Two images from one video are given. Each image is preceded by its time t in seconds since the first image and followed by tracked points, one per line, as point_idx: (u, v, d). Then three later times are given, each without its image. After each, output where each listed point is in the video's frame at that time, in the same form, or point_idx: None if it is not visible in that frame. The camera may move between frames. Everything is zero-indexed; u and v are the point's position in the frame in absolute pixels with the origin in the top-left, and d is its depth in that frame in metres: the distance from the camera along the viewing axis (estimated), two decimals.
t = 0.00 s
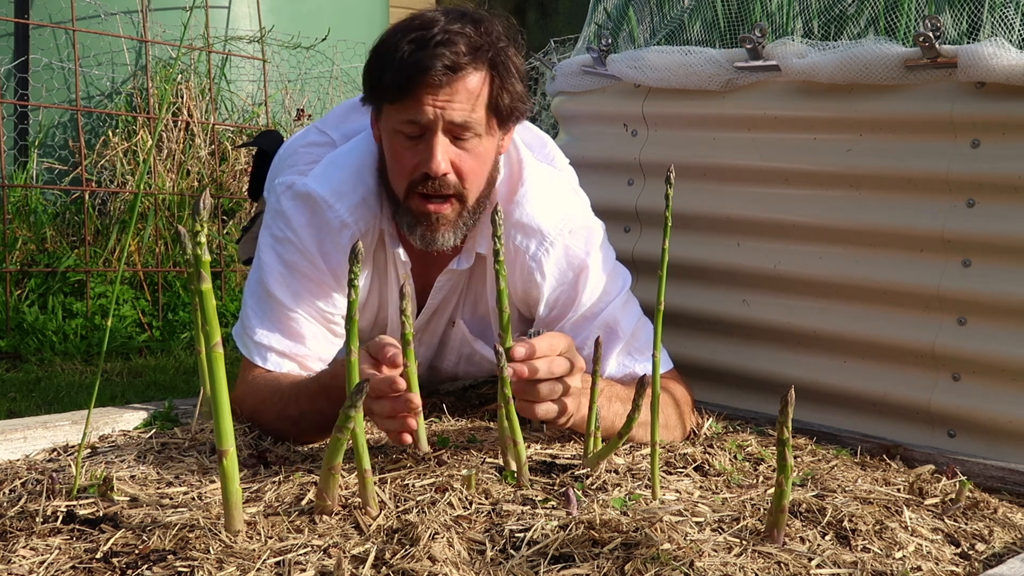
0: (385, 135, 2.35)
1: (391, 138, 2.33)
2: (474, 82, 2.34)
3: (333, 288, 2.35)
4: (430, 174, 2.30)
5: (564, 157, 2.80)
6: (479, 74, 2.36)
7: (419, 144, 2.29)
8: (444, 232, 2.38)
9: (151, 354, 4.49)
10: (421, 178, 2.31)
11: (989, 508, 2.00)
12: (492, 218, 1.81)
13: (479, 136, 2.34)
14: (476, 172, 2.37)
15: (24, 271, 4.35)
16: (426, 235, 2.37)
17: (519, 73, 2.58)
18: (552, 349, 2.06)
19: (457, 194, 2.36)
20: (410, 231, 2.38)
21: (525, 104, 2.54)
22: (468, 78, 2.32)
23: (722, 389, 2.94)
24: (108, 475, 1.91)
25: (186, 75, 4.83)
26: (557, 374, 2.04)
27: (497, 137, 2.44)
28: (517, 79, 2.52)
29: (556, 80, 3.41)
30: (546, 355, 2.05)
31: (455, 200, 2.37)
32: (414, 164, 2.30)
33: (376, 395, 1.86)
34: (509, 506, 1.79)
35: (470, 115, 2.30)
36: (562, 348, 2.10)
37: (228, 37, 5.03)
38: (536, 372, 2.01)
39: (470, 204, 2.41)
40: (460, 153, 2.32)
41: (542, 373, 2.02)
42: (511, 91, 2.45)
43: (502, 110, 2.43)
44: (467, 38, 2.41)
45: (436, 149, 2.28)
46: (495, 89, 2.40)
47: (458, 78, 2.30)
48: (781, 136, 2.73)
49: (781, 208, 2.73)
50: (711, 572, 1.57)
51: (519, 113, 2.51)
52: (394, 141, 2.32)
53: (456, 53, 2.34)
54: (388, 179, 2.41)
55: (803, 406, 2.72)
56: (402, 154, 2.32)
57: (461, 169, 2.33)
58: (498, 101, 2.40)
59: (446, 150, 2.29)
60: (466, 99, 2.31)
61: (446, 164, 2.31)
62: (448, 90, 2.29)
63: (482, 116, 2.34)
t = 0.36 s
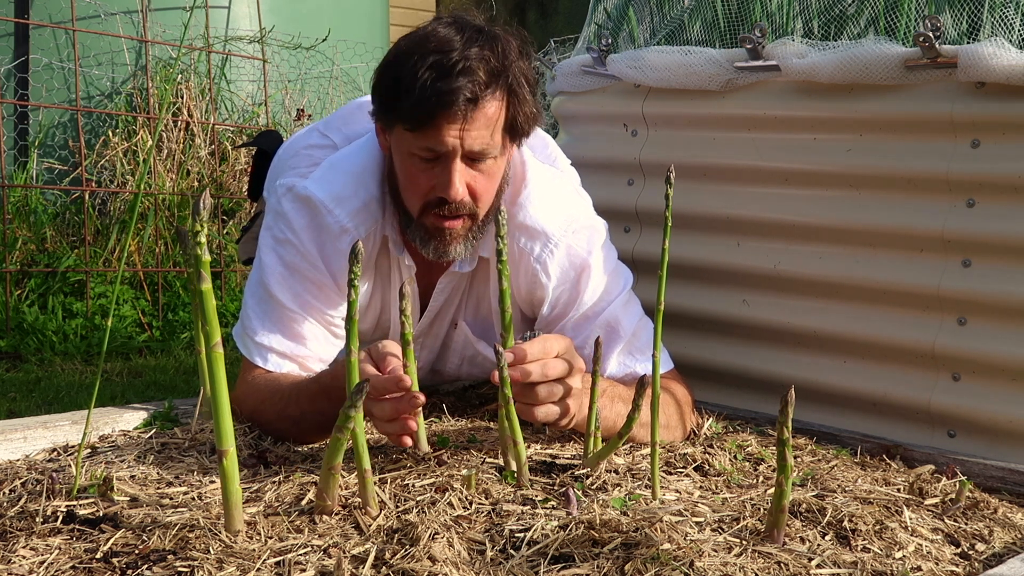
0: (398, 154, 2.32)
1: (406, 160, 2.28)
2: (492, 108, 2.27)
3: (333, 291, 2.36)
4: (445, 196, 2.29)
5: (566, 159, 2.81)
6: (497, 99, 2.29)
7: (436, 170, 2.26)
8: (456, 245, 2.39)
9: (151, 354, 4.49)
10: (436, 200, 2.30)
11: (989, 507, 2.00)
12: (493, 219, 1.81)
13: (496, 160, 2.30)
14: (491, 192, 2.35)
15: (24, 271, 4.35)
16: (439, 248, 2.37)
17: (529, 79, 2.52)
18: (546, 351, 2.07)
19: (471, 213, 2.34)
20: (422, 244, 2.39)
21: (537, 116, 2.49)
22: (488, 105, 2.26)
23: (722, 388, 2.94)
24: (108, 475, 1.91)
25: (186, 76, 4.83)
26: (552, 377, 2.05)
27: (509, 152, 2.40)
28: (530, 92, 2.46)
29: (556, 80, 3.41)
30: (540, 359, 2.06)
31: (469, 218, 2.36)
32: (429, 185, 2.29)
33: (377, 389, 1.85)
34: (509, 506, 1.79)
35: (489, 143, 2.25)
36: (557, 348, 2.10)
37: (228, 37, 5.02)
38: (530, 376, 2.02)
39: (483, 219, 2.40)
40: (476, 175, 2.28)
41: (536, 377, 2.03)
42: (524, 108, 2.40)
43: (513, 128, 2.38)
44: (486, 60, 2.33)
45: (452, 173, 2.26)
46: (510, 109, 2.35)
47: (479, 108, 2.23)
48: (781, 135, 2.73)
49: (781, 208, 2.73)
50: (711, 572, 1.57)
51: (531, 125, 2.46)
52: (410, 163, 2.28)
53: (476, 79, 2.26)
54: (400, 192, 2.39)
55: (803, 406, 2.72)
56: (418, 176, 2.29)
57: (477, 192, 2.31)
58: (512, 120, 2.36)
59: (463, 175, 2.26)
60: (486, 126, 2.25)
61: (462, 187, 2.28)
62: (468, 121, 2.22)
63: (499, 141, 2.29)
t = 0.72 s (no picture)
0: (399, 160, 2.32)
1: (407, 166, 2.29)
2: (494, 116, 2.27)
3: (332, 291, 2.36)
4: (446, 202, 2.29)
5: (566, 160, 2.81)
6: (499, 106, 2.28)
7: (437, 177, 2.26)
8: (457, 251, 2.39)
9: (151, 354, 4.49)
10: (437, 207, 2.30)
11: (989, 507, 2.00)
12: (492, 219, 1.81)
13: (497, 167, 2.30)
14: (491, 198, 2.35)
15: (24, 271, 4.35)
16: (439, 256, 2.37)
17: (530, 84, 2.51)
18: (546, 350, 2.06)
19: (472, 219, 2.35)
20: (421, 251, 2.39)
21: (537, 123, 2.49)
22: (490, 113, 2.25)
23: (722, 388, 2.94)
24: (108, 475, 1.91)
25: (186, 76, 4.83)
26: (552, 378, 2.05)
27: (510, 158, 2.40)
28: (531, 99, 2.46)
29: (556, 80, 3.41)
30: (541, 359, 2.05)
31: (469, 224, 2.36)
32: (431, 192, 2.29)
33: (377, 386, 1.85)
34: (509, 506, 1.79)
35: (490, 150, 2.25)
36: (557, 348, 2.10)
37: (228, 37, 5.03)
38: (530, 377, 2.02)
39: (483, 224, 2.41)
40: (477, 182, 2.29)
41: (536, 377, 2.03)
42: (526, 115, 2.39)
43: (514, 134, 2.37)
44: (487, 68, 2.32)
45: (453, 181, 2.26)
46: (511, 116, 2.34)
47: (481, 115, 2.23)
48: (781, 135, 2.73)
49: (781, 208, 2.73)
50: (711, 572, 1.57)
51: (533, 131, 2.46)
52: (411, 170, 2.28)
53: (478, 87, 2.26)
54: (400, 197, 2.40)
55: (803, 406, 2.72)
56: (419, 182, 2.29)
57: (478, 198, 2.31)
58: (512, 127, 2.35)
59: (464, 182, 2.26)
60: (488, 133, 2.24)
61: (463, 194, 2.28)
62: (470, 129, 2.21)
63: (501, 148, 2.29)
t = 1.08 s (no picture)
0: (408, 147, 2.32)
1: (420, 153, 2.29)
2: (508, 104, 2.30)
3: (332, 290, 2.35)
4: (456, 188, 2.29)
5: (567, 159, 2.81)
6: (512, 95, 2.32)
7: (451, 163, 2.27)
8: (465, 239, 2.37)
9: (151, 354, 4.49)
10: (449, 194, 2.31)
11: (989, 508, 2.00)
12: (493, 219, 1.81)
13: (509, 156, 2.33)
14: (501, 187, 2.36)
15: (24, 271, 4.35)
16: (447, 241, 2.35)
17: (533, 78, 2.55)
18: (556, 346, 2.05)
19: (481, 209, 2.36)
20: (429, 239, 2.36)
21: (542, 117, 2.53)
22: (506, 100, 2.29)
23: (723, 389, 2.94)
24: (108, 475, 1.91)
25: (186, 76, 4.83)
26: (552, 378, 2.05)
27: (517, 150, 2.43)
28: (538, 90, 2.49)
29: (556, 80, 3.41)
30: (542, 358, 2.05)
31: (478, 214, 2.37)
32: (443, 180, 2.29)
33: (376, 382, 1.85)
34: (509, 506, 1.79)
35: (502, 136, 2.27)
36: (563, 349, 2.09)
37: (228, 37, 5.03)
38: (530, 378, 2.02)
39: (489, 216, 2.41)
40: (490, 170, 2.31)
41: (536, 377, 2.03)
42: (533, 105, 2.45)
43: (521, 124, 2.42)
44: (499, 55, 2.35)
45: (464, 166, 2.27)
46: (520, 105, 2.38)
47: (494, 100, 2.26)
48: (781, 135, 2.73)
49: (781, 208, 2.73)
50: (711, 572, 1.57)
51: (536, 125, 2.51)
52: (424, 156, 2.29)
53: (491, 72, 2.28)
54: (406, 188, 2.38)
55: (803, 406, 2.73)
56: (431, 169, 2.29)
57: (488, 186, 2.32)
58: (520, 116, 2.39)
59: (474, 168, 2.27)
60: (500, 119, 2.27)
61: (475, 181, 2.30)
62: (484, 113, 2.24)
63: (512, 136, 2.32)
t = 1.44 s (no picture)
0: (429, 145, 2.32)
1: (442, 150, 2.29)
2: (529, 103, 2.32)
3: (332, 289, 2.35)
4: (478, 186, 2.29)
5: (569, 156, 2.82)
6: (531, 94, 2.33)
7: (475, 161, 2.27)
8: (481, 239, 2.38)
9: (151, 354, 4.49)
10: (471, 192, 2.30)
11: (988, 508, 2.00)
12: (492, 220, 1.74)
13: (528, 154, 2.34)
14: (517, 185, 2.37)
15: (24, 271, 4.36)
16: (464, 242, 2.36)
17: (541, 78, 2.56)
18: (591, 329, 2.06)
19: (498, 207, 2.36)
20: (445, 239, 2.37)
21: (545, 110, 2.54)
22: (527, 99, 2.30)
23: (723, 389, 2.94)
24: (108, 475, 1.91)
25: (186, 76, 4.83)
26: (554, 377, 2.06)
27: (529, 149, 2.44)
28: (548, 89, 2.51)
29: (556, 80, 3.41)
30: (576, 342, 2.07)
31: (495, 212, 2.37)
32: (465, 177, 2.29)
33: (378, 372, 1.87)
34: (509, 506, 1.79)
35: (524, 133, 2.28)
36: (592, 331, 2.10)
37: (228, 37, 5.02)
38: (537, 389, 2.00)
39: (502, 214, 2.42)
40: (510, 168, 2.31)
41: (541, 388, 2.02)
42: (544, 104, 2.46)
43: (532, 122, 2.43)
44: (517, 53, 2.36)
45: (487, 164, 2.26)
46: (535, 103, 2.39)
47: (518, 98, 2.26)
48: (780, 135, 2.73)
49: (781, 208, 2.73)
50: (711, 572, 1.57)
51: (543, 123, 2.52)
52: (446, 153, 2.28)
53: (512, 70, 2.29)
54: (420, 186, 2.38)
55: (803, 406, 2.73)
56: (453, 167, 2.29)
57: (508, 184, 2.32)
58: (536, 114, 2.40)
59: (497, 166, 2.27)
60: (523, 116, 2.28)
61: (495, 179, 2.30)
62: (510, 110, 2.24)
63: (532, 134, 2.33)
